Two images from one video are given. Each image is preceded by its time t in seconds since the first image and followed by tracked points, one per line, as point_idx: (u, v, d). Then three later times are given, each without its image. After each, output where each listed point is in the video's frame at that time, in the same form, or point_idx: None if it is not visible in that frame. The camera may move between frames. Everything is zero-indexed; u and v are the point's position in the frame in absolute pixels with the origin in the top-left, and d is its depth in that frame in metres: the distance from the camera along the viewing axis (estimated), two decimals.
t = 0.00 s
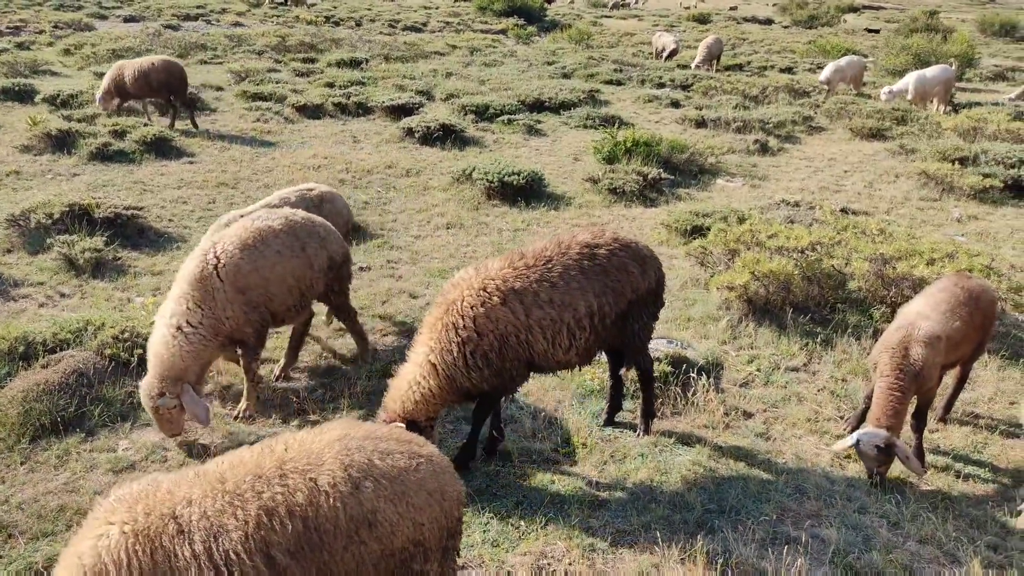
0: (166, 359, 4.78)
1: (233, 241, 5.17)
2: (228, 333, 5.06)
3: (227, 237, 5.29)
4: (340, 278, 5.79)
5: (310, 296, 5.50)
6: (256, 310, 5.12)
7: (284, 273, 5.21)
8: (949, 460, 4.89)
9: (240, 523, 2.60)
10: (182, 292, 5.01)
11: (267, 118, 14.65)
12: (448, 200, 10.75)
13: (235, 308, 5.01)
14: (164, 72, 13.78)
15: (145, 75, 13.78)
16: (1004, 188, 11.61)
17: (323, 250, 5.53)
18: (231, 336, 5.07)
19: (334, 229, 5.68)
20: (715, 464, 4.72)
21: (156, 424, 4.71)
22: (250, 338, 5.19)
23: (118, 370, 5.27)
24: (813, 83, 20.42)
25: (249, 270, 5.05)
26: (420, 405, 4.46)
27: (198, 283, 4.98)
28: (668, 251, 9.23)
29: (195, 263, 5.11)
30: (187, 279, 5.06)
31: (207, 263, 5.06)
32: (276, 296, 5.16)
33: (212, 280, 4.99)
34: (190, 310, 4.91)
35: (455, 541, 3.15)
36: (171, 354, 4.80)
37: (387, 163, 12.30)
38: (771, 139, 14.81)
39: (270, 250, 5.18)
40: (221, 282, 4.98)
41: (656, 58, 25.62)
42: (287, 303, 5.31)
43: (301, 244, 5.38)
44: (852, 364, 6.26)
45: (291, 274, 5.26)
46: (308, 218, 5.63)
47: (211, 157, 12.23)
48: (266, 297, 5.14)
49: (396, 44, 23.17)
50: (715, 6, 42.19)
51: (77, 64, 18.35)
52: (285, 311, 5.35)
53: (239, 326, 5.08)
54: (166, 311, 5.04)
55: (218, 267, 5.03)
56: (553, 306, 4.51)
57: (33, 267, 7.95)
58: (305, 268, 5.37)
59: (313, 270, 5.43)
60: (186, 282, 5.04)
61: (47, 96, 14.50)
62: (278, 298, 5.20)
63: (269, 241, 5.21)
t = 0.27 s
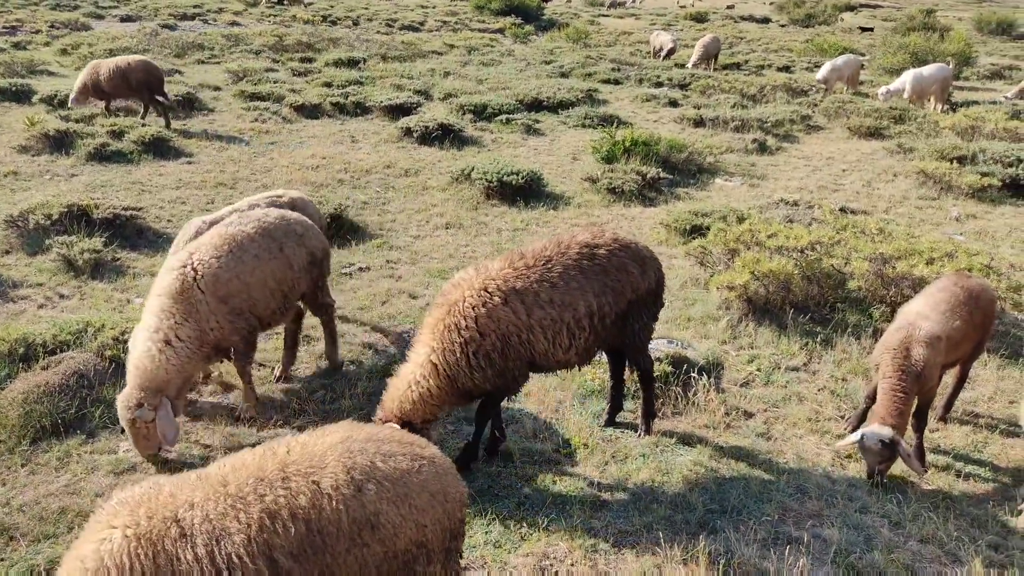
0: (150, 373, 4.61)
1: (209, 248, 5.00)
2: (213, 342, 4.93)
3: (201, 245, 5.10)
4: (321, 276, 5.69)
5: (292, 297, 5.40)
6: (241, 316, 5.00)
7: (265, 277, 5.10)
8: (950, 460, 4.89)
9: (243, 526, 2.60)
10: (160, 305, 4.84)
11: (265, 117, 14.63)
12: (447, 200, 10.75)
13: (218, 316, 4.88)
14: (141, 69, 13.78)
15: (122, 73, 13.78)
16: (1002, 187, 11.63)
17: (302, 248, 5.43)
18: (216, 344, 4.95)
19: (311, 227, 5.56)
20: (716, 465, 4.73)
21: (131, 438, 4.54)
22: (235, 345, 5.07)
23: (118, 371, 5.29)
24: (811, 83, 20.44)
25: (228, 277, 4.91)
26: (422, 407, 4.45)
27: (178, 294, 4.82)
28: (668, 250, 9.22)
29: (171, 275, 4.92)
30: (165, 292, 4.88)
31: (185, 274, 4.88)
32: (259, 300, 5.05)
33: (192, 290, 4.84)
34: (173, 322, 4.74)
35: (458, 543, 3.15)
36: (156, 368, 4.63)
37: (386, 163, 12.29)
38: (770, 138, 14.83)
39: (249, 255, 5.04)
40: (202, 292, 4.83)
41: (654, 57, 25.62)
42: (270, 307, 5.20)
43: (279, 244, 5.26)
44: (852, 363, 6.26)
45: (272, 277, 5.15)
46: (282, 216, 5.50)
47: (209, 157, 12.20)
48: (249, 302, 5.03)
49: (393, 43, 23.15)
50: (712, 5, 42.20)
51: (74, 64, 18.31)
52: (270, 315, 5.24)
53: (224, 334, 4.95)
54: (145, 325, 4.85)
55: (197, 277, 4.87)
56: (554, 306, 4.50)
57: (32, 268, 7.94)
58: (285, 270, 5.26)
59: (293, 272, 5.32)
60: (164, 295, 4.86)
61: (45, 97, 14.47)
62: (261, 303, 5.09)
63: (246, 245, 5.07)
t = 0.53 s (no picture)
0: (135, 382, 4.53)
1: (185, 252, 4.90)
2: (197, 348, 4.85)
3: (177, 251, 4.99)
4: (304, 276, 5.58)
5: (275, 299, 5.30)
6: (222, 321, 4.92)
7: (245, 280, 4.99)
8: (949, 460, 4.90)
9: (242, 529, 2.59)
10: (139, 314, 4.74)
11: (263, 117, 14.60)
12: (445, 200, 10.73)
13: (198, 323, 4.79)
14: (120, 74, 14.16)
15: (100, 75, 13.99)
16: (1000, 186, 11.64)
17: (282, 248, 5.31)
18: (200, 350, 4.87)
19: (291, 225, 5.45)
20: (716, 465, 4.73)
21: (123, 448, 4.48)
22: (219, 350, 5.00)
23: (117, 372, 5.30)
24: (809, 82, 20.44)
25: (206, 283, 4.81)
26: (418, 409, 4.45)
27: (157, 303, 4.73)
28: (667, 250, 9.22)
29: (148, 282, 4.83)
30: (143, 299, 4.78)
31: (162, 282, 4.78)
32: (240, 304, 4.96)
33: (172, 298, 4.74)
34: (153, 331, 4.65)
35: (458, 544, 3.15)
36: (140, 378, 4.56)
37: (384, 162, 12.28)
38: (767, 137, 14.84)
39: (225, 258, 4.93)
40: (181, 299, 4.74)
41: (651, 57, 25.61)
42: (252, 311, 5.12)
43: (257, 245, 5.14)
44: (851, 363, 6.27)
45: (252, 279, 5.04)
46: (260, 217, 5.37)
47: (207, 157, 12.17)
48: (230, 306, 4.94)
49: (391, 43, 23.13)
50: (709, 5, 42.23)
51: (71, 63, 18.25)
52: (252, 318, 5.17)
53: (206, 339, 4.87)
54: (125, 334, 4.78)
55: (174, 284, 4.77)
56: (551, 309, 4.49)
57: (30, 269, 7.92)
58: (266, 272, 5.15)
59: (275, 273, 5.22)
60: (142, 303, 4.77)
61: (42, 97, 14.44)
62: (243, 306, 5.01)
63: (223, 248, 4.96)
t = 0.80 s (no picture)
0: (123, 380, 4.50)
1: (177, 251, 4.87)
2: (186, 347, 4.82)
3: (168, 248, 4.95)
4: (298, 275, 5.55)
5: (267, 298, 5.28)
6: (212, 321, 4.90)
7: (237, 279, 4.98)
8: (950, 454, 4.90)
9: (242, 519, 2.58)
10: (128, 312, 4.70)
11: (261, 116, 14.57)
12: (443, 199, 10.72)
13: (188, 322, 4.77)
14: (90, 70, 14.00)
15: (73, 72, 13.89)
16: (998, 184, 11.65)
17: (275, 247, 5.29)
18: (189, 349, 4.84)
19: (286, 223, 5.44)
20: (716, 460, 4.72)
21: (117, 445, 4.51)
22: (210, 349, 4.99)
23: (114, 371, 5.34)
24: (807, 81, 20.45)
25: (197, 282, 4.78)
26: (412, 404, 4.45)
27: (146, 301, 4.68)
28: (666, 248, 9.21)
29: (137, 280, 4.78)
30: (132, 297, 4.74)
31: (152, 280, 4.74)
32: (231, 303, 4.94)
33: (162, 296, 4.70)
34: (141, 329, 4.62)
35: (459, 535, 3.14)
36: (127, 375, 4.52)
37: (382, 161, 12.26)
38: (766, 136, 14.84)
39: (217, 257, 4.91)
40: (171, 298, 4.71)
41: (649, 56, 25.61)
42: (244, 310, 5.11)
43: (250, 244, 5.12)
44: (851, 359, 6.26)
45: (244, 279, 5.03)
46: (253, 214, 5.35)
47: (205, 156, 12.13)
48: (221, 306, 4.92)
49: (388, 43, 23.11)
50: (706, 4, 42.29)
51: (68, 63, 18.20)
52: (244, 317, 5.15)
53: (195, 339, 4.85)
54: (114, 332, 4.74)
55: (164, 282, 4.73)
56: (546, 305, 4.47)
57: (29, 267, 7.89)
58: (258, 271, 5.13)
59: (268, 271, 5.20)
60: (131, 301, 4.73)
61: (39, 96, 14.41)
62: (234, 306, 4.99)
63: (215, 247, 4.93)
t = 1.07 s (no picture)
0: (127, 377, 4.55)
1: (181, 247, 4.88)
2: (191, 344, 4.84)
3: (172, 245, 4.96)
4: (300, 272, 5.56)
5: (271, 294, 5.30)
6: (217, 317, 4.91)
7: (241, 275, 4.99)
8: (948, 450, 4.92)
9: (246, 514, 2.60)
10: (135, 308, 4.71)
11: (260, 115, 14.57)
12: (443, 197, 10.73)
13: (194, 319, 4.78)
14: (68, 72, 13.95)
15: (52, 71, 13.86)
16: (996, 181, 11.67)
17: (278, 243, 5.30)
18: (194, 346, 4.86)
19: (288, 220, 5.47)
20: (715, 456, 4.75)
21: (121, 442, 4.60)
22: (215, 345, 5.00)
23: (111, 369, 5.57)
24: (805, 80, 20.48)
25: (202, 278, 4.79)
26: (412, 402, 4.47)
27: (152, 297, 4.69)
28: (665, 245, 9.22)
29: (143, 276, 4.78)
30: (138, 294, 4.75)
31: (158, 276, 4.75)
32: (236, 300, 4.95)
33: (168, 292, 4.71)
34: (147, 326, 4.63)
35: (461, 529, 3.15)
36: (132, 372, 4.56)
37: (381, 160, 12.27)
38: (764, 134, 14.86)
39: (221, 254, 4.92)
40: (176, 294, 4.72)
41: (647, 55, 25.63)
42: (248, 306, 5.12)
43: (253, 241, 5.13)
44: (850, 356, 6.28)
45: (248, 275, 5.04)
46: (256, 212, 5.36)
47: (204, 155, 12.13)
48: (225, 303, 4.93)
49: (387, 42, 23.12)
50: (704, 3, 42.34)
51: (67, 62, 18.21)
52: (248, 314, 5.16)
53: (201, 336, 4.87)
54: (121, 329, 4.75)
55: (170, 278, 4.74)
56: (545, 303, 4.47)
57: (29, 265, 7.90)
58: (262, 267, 5.15)
59: (271, 267, 5.21)
60: (137, 297, 4.73)
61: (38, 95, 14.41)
62: (238, 302, 5.00)
63: (219, 243, 4.94)
